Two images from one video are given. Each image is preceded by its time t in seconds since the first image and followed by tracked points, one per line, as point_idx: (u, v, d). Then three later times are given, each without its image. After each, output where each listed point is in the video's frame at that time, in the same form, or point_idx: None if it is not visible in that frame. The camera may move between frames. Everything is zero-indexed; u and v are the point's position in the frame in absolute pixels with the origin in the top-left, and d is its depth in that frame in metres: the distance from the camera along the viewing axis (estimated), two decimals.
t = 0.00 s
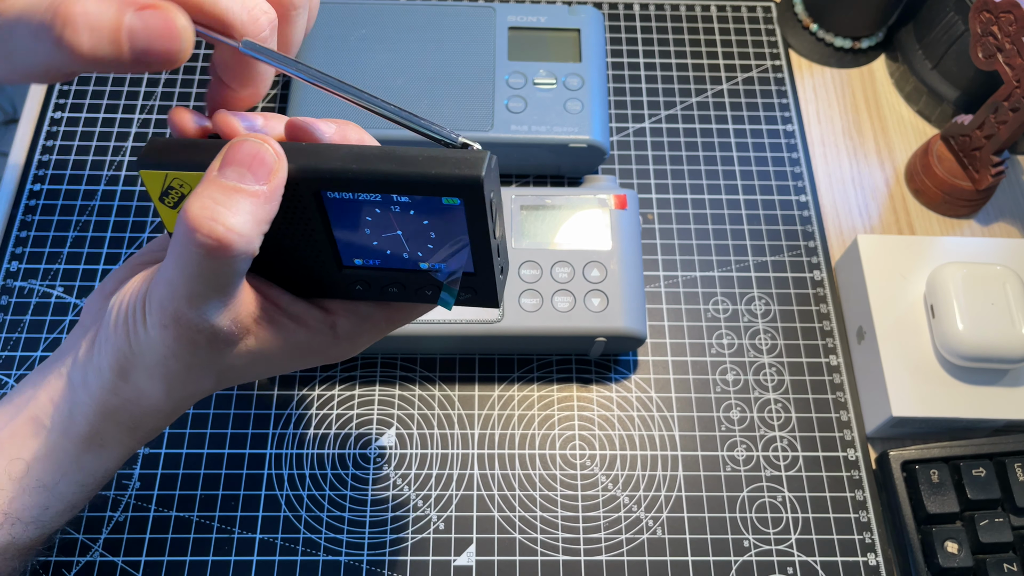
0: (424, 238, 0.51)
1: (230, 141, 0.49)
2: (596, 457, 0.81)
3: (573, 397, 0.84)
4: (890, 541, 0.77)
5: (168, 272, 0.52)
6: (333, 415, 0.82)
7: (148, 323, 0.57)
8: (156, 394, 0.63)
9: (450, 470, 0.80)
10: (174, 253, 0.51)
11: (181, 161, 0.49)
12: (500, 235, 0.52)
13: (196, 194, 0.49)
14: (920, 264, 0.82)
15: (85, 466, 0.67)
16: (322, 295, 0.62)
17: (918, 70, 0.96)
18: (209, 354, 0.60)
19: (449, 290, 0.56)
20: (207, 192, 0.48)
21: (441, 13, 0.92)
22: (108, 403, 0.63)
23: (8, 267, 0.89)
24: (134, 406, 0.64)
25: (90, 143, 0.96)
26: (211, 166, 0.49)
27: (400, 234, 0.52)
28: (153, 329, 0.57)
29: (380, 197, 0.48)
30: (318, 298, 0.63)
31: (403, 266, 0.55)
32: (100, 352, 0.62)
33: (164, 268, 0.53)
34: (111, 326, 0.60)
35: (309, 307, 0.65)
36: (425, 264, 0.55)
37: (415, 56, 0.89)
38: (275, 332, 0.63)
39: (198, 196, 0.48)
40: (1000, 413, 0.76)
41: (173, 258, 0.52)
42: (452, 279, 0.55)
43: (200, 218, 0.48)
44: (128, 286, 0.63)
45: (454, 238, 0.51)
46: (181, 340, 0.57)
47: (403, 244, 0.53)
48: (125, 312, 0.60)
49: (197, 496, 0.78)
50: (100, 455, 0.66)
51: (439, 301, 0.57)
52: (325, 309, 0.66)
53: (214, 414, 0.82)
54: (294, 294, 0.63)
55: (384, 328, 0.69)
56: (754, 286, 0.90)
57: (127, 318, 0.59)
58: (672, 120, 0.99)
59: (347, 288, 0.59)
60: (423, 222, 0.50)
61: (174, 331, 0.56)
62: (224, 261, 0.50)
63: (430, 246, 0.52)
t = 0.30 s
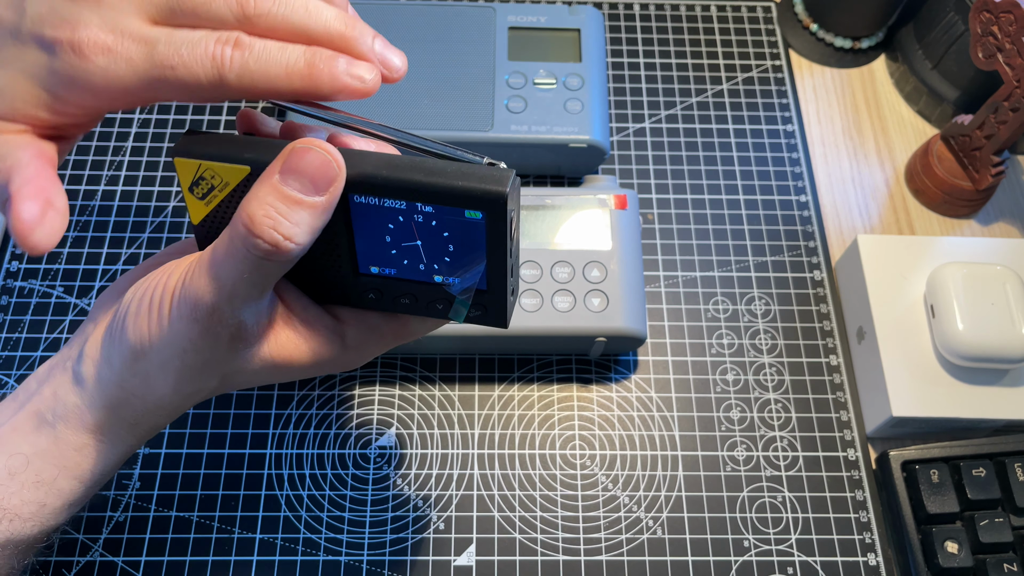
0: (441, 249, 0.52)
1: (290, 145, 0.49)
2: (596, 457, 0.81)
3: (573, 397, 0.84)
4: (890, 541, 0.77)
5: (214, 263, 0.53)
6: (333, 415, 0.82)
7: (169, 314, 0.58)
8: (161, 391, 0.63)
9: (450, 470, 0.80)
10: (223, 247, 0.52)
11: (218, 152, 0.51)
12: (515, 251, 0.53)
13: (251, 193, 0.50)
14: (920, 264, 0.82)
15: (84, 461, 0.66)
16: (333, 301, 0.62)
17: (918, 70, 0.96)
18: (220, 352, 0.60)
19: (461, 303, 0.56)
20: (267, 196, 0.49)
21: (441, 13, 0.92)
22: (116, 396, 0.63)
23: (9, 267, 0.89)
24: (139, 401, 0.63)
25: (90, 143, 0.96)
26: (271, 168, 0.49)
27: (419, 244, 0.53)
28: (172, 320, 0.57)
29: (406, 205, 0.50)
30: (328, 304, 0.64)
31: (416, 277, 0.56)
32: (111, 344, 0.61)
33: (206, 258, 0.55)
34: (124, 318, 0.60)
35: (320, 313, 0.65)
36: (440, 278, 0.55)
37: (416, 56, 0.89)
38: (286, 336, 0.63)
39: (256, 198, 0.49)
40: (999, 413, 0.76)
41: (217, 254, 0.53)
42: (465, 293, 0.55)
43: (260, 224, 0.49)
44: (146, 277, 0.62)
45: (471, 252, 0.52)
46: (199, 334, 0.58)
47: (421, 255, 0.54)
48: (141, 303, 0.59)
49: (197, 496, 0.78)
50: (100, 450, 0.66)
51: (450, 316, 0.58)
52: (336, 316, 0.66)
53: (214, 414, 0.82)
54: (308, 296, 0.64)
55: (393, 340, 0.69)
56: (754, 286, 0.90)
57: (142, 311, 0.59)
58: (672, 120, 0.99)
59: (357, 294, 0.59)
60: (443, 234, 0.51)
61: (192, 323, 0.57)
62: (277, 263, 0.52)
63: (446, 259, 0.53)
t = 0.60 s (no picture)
0: (431, 256, 0.52)
1: (277, 166, 0.48)
2: (596, 457, 0.81)
3: (573, 397, 0.84)
4: (890, 541, 0.77)
5: (206, 281, 0.54)
6: (333, 415, 0.82)
7: (169, 327, 0.58)
8: (163, 396, 0.63)
9: (450, 470, 0.80)
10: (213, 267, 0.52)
11: (195, 169, 0.48)
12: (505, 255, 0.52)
13: (239, 216, 0.49)
14: (920, 264, 0.82)
15: (90, 461, 0.66)
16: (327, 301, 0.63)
17: (918, 70, 0.96)
18: (222, 359, 0.61)
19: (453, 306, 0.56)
20: (257, 223, 0.49)
21: (441, 13, 0.92)
22: (118, 403, 0.63)
23: (9, 267, 0.89)
24: (141, 407, 0.64)
25: (90, 144, 0.96)
26: (258, 192, 0.48)
27: (408, 252, 0.52)
28: (172, 333, 0.58)
29: (391, 218, 0.48)
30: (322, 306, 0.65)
31: (408, 279, 0.56)
32: (109, 352, 0.61)
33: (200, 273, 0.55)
34: (124, 326, 0.60)
35: (316, 314, 0.66)
36: (431, 280, 0.55)
37: (416, 56, 0.89)
38: (284, 339, 0.65)
39: (245, 224, 0.49)
40: (1000, 413, 0.76)
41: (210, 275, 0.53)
42: (456, 297, 0.55)
43: (251, 251, 0.49)
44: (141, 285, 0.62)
45: (460, 259, 0.51)
46: (198, 343, 0.59)
47: (411, 261, 0.53)
48: (139, 312, 0.60)
49: (197, 496, 0.78)
50: (106, 449, 0.66)
51: (442, 316, 0.58)
52: (332, 317, 0.67)
53: (214, 414, 0.82)
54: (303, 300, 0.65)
55: (387, 335, 0.69)
56: (754, 286, 0.90)
57: (141, 319, 0.59)
58: (672, 120, 0.99)
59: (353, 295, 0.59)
60: (431, 244, 0.50)
61: (193, 334, 0.58)
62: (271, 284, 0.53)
63: (437, 265, 0.53)
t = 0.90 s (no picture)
0: (412, 249, 0.51)
1: (250, 159, 0.48)
2: (596, 457, 0.81)
3: (573, 397, 0.84)
4: (890, 541, 0.77)
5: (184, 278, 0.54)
6: (333, 415, 0.82)
7: (155, 322, 0.58)
8: (154, 390, 0.64)
9: (451, 470, 0.80)
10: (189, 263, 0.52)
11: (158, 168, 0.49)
12: (489, 247, 0.51)
13: (212, 211, 0.49)
14: (920, 264, 0.82)
15: (83, 454, 0.66)
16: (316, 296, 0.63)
17: (918, 70, 0.96)
18: (210, 353, 0.62)
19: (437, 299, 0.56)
20: (228, 216, 0.49)
21: (441, 13, 0.92)
22: (108, 398, 0.64)
23: (9, 267, 0.89)
24: (133, 401, 0.64)
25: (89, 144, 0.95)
26: (230, 185, 0.49)
27: (389, 244, 0.52)
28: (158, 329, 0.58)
29: (367, 211, 0.48)
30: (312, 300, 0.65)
31: (392, 272, 0.55)
32: (99, 345, 0.62)
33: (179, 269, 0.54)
34: (112, 318, 0.60)
35: (303, 309, 0.66)
36: (414, 272, 0.54)
37: (416, 56, 0.89)
38: (273, 332, 0.65)
39: (218, 218, 0.49)
40: (1000, 413, 0.76)
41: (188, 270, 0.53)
42: (439, 289, 0.55)
43: (225, 246, 0.49)
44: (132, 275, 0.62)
45: (441, 252, 0.51)
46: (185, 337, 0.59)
47: (392, 253, 0.53)
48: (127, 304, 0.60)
49: (197, 496, 0.78)
50: (99, 444, 0.66)
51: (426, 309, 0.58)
52: (321, 311, 0.67)
53: (214, 414, 0.82)
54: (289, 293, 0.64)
55: (376, 328, 0.69)
56: (754, 286, 0.90)
57: (130, 312, 0.60)
58: (672, 120, 0.99)
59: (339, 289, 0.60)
60: (410, 236, 0.50)
61: (178, 329, 0.58)
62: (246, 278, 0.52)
63: (419, 258, 0.52)
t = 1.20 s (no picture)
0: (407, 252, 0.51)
1: (251, 146, 0.49)
2: (596, 457, 0.81)
3: (573, 397, 0.84)
4: (890, 541, 0.77)
5: (178, 265, 0.54)
6: (333, 415, 0.82)
7: (147, 313, 0.58)
8: (141, 387, 0.63)
9: (450, 470, 0.80)
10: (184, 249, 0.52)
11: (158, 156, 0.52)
12: (485, 257, 0.51)
13: (210, 196, 0.50)
14: (920, 264, 0.82)
15: (73, 454, 0.66)
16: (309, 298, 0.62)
17: (918, 70, 0.96)
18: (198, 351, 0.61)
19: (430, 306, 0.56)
20: (224, 199, 0.49)
21: (441, 13, 0.92)
22: (94, 390, 0.63)
23: (9, 267, 0.89)
24: (119, 396, 0.64)
25: (90, 144, 0.95)
26: (231, 170, 0.49)
27: (385, 246, 0.52)
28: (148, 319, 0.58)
29: (365, 207, 0.48)
30: (307, 305, 0.64)
31: (388, 279, 0.55)
32: (92, 338, 0.62)
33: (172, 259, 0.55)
34: (108, 308, 0.61)
35: (296, 312, 0.65)
36: (410, 279, 0.54)
37: (416, 56, 0.89)
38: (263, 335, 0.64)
39: (214, 201, 0.49)
40: (1000, 413, 0.76)
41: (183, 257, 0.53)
42: (433, 297, 0.55)
43: (218, 228, 0.49)
44: (132, 270, 0.64)
45: (436, 255, 0.51)
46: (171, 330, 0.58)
47: (389, 257, 0.53)
48: (122, 296, 0.61)
49: (197, 496, 0.78)
50: (89, 444, 0.66)
51: (420, 317, 0.58)
52: (315, 318, 0.66)
53: (214, 414, 0.82)
54: (286, 293, 0.64)
55: (370, 344, 0.69)
56: (754, 286, 0.90)
57: (124, 305, 0.60)
58: (672, 120, 0.99)
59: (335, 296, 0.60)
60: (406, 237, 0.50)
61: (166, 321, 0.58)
62: (238, 265, 0.52)
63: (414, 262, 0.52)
